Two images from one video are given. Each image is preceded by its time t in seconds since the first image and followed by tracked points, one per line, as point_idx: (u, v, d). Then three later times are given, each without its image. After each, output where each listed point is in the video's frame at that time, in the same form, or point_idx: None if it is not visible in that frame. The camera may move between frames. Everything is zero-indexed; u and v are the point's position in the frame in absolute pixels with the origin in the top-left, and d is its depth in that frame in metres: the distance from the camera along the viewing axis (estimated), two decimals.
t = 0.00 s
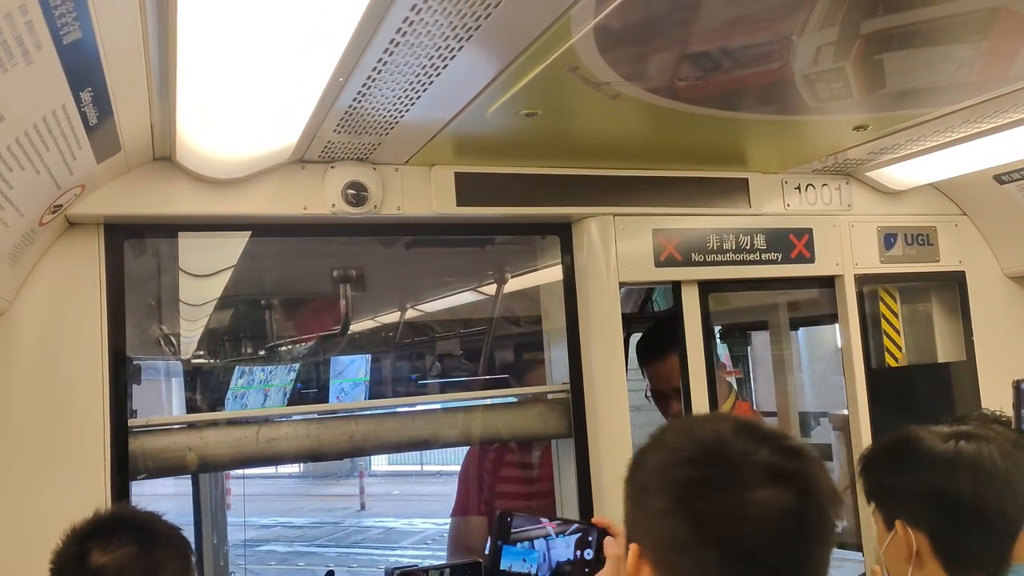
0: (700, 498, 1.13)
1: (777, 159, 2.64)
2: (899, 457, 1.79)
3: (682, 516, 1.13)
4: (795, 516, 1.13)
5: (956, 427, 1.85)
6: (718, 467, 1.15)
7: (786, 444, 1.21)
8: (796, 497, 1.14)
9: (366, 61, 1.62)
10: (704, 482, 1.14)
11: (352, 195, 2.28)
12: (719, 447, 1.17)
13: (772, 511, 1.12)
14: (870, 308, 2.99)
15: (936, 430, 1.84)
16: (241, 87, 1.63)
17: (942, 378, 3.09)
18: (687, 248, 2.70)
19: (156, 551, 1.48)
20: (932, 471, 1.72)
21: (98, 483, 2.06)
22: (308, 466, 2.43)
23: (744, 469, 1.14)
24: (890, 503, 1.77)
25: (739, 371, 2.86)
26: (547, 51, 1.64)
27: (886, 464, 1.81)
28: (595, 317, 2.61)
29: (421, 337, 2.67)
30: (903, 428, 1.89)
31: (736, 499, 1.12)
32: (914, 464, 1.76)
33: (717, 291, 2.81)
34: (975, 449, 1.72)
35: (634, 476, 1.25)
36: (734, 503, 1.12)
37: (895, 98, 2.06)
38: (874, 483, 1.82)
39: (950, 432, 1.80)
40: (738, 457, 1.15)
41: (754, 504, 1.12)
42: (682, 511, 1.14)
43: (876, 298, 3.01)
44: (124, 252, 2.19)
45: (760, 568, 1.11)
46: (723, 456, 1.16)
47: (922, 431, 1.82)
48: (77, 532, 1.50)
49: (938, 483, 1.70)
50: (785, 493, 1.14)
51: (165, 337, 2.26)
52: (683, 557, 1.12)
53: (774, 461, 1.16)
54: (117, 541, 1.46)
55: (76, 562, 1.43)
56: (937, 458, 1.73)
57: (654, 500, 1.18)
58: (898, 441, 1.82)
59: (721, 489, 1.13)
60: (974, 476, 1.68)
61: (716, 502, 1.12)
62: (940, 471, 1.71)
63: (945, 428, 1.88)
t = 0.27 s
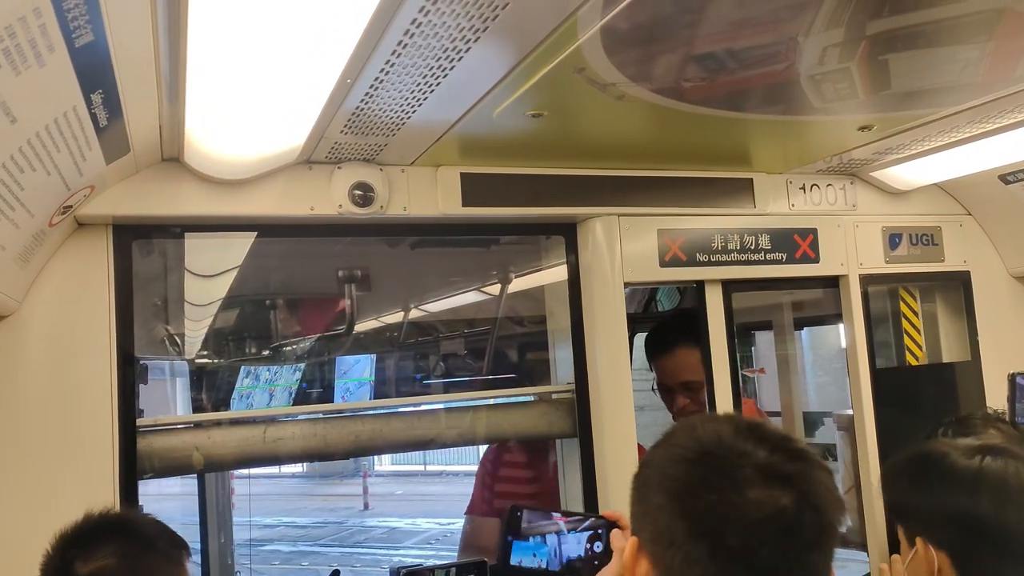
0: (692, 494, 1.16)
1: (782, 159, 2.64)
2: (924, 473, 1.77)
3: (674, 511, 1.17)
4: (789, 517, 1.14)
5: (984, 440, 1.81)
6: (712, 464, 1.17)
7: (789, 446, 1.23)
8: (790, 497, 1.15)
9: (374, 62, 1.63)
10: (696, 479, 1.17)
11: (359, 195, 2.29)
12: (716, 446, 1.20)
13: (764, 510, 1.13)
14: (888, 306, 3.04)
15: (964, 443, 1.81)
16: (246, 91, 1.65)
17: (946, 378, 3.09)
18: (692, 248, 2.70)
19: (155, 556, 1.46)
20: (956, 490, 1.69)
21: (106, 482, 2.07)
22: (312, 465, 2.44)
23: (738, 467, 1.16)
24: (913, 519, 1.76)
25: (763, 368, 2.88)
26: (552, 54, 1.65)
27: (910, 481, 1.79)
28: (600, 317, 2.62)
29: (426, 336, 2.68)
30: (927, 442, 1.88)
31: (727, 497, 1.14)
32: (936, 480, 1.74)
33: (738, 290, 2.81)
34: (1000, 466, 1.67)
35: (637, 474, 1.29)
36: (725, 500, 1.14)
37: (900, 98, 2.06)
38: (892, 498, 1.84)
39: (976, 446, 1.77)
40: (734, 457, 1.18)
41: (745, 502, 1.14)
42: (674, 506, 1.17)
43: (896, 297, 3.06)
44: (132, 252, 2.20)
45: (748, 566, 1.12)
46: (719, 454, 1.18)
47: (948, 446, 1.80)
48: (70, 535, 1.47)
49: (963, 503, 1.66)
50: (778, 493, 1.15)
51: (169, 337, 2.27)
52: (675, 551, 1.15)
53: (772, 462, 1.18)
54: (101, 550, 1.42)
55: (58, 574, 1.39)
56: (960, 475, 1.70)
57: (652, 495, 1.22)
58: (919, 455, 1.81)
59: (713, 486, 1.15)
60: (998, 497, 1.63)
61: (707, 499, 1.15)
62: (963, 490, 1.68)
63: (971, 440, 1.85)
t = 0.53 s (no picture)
0: (693, 495, 1.16)
1: (788, 159, 2.64)
2: (922, 469, 1.88)
3: (675, 511, 1.17)
4: (790, 517, 1.13)
5: (982, 437, 1.91)
6: (712, 464, 1.17)
7: (792, 446, 1.23)
8: (791, 497, 1.15)
9: (380, 62, 1.63)
10: (696, 479, 1.17)
11: (364, 196, 2.29)
12: (717, 446, 1.20)
13: (765, 510, 1.13)
14: (912, 306, 3.08)
15: (963, 441, 1.91)
16: (248, 91, 1.65)
17: (952, 378, 3.08)
18: (697, 249, 2.70)
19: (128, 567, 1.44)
20: (955, 485, 1.80)
21: (112, 482, 2.08)
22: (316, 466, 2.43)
23: (739, 467, 1.16)
24: (914, 516, 1.85)
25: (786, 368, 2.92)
26: (557, 53, 1.65)
27: (909, 476, 1.91)
28: (605, 317, 2.61)
29: (428, 337, 2.66)
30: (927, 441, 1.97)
31: (728, 496, 1.14)
32: (935, 476, 1.84)
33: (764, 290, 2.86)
34: (994, 461, 1.78)
35: (640, 475, 1.29)
36: (725, 500, 1.14)
37: (906, 98, 2.05)
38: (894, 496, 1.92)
39: (974, 443, 1.88)
40: (735, 457, 1.17)
41: (745, 502, 1.13)
42: (675, 506, 1.17)
43: (919, 297, 3.10)
44: (137, 252, 2.20)
45: (748, 567, 1.12)
46: (720, 454, 1.18)
47: (948, 444, 1.90)
48: (35, 541, 1.47)
49: (960, 497, 1.77)
50: (780, 493, 1.14)
51: (173, 337, 2.26)
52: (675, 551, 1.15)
53: (773, 462, 1.18)
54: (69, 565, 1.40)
55: None
56: (959, 472, 1.81)
57: (654, 495, 1.22)
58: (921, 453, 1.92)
59: (713, 486, 1.15)
60: (993, 490, 1.74)
61: (707, 498, 1.15)
62: (959, 487, 1.79)
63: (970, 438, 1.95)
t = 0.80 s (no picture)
0: (696, 497, 1.16)
1: (790, 160, 2.63)
2: (925, 467, 1.99)
3: (678, 513, 1.17)
4: (793, 519, 1.13)
5: (986, 438, 1.99)
6: (715, 466, 1.17)
7: (796, 447, 1.22)
8: (795, 499, 1.14)
9: (380, 62, 1.63)
10: (699, 481, 1.16)
11: (365, 196, 2.28)
12: (720, 447, 1.19)
13: (768, 511, 1.12)
14: (931, 305, 3.10)
15: (966, 441, 2.01)
16: (251, 91, 1.65)
17: (954, 379, 3.07)
18: (699, 249, 2.69)
19: None
20: (958, 486, 1.90)
21: (112, 483, 2.07)
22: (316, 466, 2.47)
23: (743, 469, 1.15)
24: (916, 514, 1.97)
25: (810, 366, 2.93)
26: (558, 53, 1.64)
27: (913, 476, 2.01)
28: (607, 318, 2.61)
29: (429, 337, 2.67)
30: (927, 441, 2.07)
31: (731, 499, 1.13)
32: (939, 477, 1.94)
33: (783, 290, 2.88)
34: (1000, 464, 1.86)
35: (643, 476, 1.29)
36: (729, 503, 1.13)
37: (909, 98, 2.05)
38: (899, 496, 2.04)
39: (980, 445, 1.95)
40: (738, 458, 1.17)
41: (748, 504, 1.13)
42: (678, 508, 1.17)
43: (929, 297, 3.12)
44: (137, 251, 2.20)
45: (753, 569, 1.12)
46: (723, 455, 1.18)
47: (951, 445, 1.99)
48: None
49: (964, 497, 1.87)
50: (783, 495, 1.14)
51: (173, 337, 2.27)
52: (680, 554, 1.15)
53: (776, 463, 1.17)
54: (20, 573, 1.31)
55: None
56: (962, 474, 1.90)
57: (656, 497, 1.22)
58: (927, 454, 2.01)
59: (717, 488, 1.15)
60: (996, 492, 1.82)
61: (710, 501, 1.14)
62: (961, 488, 1.89)
63: (973, 438, 2.03)
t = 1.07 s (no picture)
0: (692, 502, 1.16)
1: (786, 163, 2.64)
2: (935, 477, 1.74)
3: (674, 518, 1.17)
4: (789, 525, 1.14)
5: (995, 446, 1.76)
6: (711, 471, 1.17)
7: (791, 452, 1.23)
8: (791, 505, 1.15)
9: (376, 67, 1.63)
10: (697, 487, 1.16)
11: (361, 198, 2.28)
12: (716, 452, 1.19)
13: (764, 518, 1.13)
14: (939, 307, 3.15)
15: (969, 448, 1.78)
16: (247, 96, 1.65)
17: (950, 382, 3.08)
18: (695, 252, 2.69)
19: None
20: (962, 493, 1.68)
21: (108, 486, 2.07)
22: (318, 468, 2.48)
23: (739, 475, 1.15)
24: (916, 524, 1.76)
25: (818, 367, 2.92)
26: (554, 57, 1.65)
27: (918, 487, 1.77)
28: (603, 320, 2.61)
29: (427, 338, 2.69)
30: (925, 449, 1.87)
31: (728, 505, 1.14)
32: (944, 486, 1.71)
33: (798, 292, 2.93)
34: (1005, 473, 1.62)
35: (637, 479, 1.29)
36: (725, 509, 1.13)
37: (903, 102, 2.05)
38: (899, 502, 1.85)
39: (986, 451, 1.73)
40: (734, 463, 1.17)
41: (746, 511, 1.13)
42: (674, 512, 1.17)
43: (924, 299, 3.13)
44: (133, 253, 2.20)
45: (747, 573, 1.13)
46: (719, 461, 1.17)
47: (957, 451, 1.76)
48: None
49: (958, 506, 1.66)
50: (780, 501, 1.14)
51: (171, 337, 2.28)
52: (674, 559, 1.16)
53: (773, 469, 1.17)
54: None
55: None
56: (967, 483, 1.67)
57: (651, 500, 1.22)
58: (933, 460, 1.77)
59: (713, 494, 1.15)
60: (998, 500, 1.60)
61: (707, 506, 1.14)
62: (964, 494, 1.67)
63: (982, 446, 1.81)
